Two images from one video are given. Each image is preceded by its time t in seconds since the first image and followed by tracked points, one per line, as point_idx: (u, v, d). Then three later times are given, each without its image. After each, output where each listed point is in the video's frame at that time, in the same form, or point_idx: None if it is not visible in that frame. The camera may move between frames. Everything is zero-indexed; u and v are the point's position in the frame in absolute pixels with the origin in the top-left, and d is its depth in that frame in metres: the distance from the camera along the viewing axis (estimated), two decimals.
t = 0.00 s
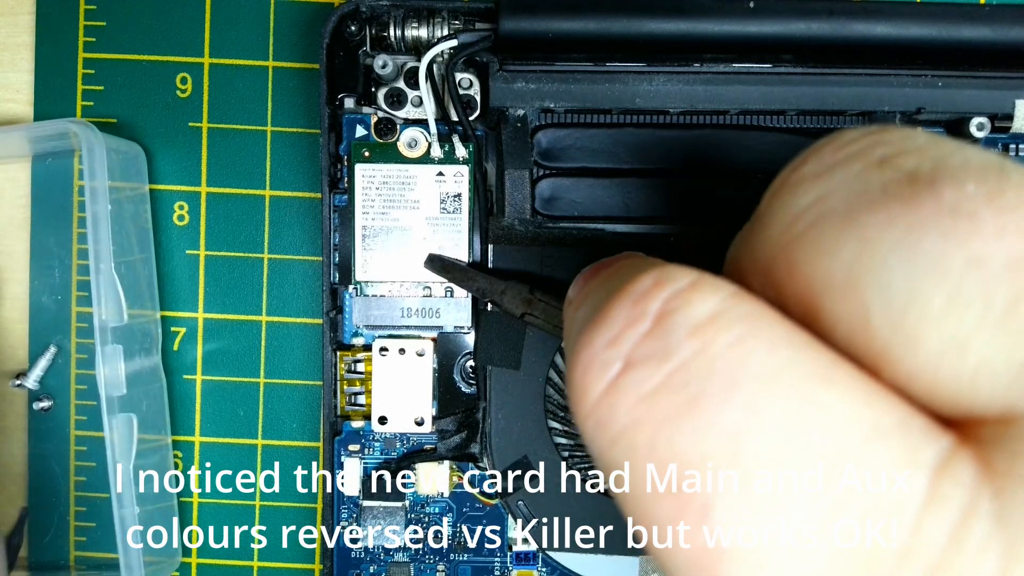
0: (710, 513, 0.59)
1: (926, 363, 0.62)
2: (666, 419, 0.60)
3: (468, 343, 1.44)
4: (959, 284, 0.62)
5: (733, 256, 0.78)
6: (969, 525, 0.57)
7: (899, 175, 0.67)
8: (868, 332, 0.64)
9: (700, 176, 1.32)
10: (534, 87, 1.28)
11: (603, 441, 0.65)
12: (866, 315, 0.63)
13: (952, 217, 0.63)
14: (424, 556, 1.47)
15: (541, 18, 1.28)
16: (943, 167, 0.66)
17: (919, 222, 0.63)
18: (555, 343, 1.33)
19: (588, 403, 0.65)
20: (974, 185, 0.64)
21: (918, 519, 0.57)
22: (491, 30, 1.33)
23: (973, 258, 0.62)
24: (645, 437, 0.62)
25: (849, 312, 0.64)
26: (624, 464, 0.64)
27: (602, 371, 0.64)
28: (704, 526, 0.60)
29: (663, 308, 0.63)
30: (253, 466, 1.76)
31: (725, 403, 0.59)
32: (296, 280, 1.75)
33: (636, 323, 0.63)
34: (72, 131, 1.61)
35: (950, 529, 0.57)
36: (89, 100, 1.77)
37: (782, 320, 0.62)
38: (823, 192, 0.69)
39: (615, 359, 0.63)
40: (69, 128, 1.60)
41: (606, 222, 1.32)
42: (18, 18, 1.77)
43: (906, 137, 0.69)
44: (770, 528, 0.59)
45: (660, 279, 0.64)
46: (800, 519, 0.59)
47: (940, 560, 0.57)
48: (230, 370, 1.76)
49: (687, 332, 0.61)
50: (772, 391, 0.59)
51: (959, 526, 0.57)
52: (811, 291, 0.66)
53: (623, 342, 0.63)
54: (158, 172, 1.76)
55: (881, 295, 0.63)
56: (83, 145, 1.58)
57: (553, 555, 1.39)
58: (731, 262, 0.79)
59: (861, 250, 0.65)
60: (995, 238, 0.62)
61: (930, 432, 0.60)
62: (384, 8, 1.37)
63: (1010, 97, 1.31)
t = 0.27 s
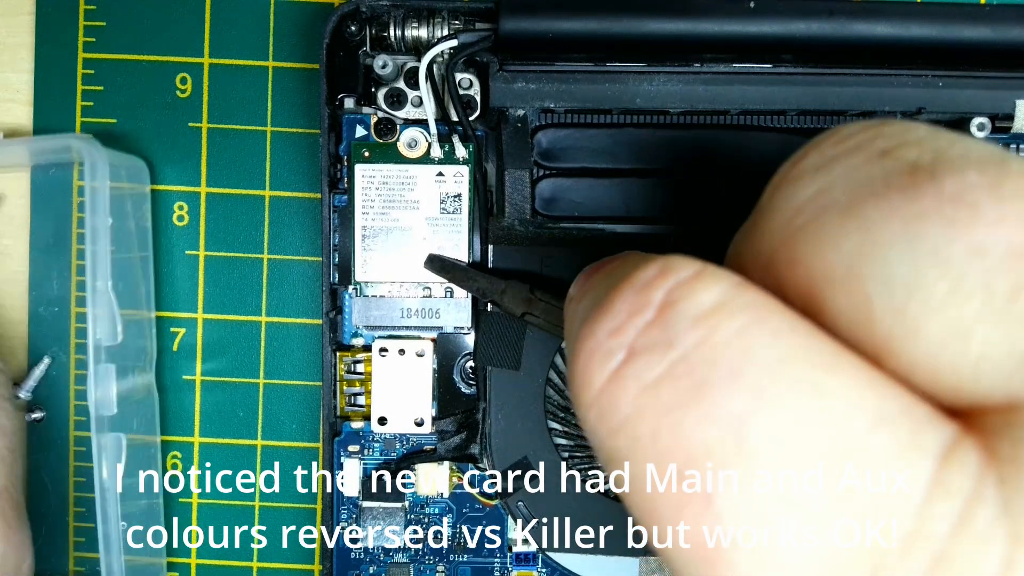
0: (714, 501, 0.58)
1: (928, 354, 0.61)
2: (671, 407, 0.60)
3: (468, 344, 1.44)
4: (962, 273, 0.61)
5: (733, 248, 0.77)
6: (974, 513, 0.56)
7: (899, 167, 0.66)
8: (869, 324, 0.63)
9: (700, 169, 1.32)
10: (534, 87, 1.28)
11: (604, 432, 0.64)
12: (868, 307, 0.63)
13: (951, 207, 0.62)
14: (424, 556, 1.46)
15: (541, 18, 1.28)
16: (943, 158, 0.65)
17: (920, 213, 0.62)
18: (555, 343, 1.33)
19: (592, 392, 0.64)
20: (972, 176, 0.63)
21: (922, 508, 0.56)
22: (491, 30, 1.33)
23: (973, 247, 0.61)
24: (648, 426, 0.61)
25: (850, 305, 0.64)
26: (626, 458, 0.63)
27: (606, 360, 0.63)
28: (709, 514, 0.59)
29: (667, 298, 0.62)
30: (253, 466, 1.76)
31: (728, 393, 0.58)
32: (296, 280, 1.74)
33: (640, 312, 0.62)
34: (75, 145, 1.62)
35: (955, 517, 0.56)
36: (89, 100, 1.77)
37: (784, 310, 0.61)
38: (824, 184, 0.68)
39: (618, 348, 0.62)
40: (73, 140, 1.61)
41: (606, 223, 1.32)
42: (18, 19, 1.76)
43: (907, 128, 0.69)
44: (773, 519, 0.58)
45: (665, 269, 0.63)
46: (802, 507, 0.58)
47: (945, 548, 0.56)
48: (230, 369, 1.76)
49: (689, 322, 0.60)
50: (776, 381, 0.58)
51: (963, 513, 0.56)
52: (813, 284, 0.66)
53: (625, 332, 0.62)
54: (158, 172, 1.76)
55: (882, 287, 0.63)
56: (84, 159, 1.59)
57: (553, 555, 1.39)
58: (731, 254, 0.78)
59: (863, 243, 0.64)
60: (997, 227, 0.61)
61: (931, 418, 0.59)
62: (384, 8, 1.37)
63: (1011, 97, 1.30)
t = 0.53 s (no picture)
0: (730, 485, 0.59)
1: (939, 344, 0.63)
2: (687, 393, 0.61)
3: (468, 344, 1.44)
4: (971, 265, 0.63)
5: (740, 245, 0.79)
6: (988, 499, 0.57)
7: (908, 164, 0.68)
8: (879, 315, 0.65)
9: (708, 163, 1.32)
10: (535, 87, 1.29)
11: (618, 418, 0.65)
12: (879, 298, 0.65)
13: (962, 199, 0.64)
14: (424, 556, 1.46)
15: (541, 18, 1.28)
16: (951, 154, 0.68)
17: (930, 207, 0.65)
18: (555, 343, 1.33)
19: (604, 381, 0.66)
20: (981, 172, 0.66)
21: (939, 495, 0.58)
22: (491, 30, 1.33)
23: (983, 239, 0.63)
24: (664, 413, 0.62)
25: (859, 297, 0.65)
26: (639, 446, 0.64)
27: (619, 350, 0.64)
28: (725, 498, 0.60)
29: (681, 288, 0.63)
30: (253, 466, 1.76)
31: (742, 380, 0.60)
32: (296, 279, 1.75)
33: (653, 304, 0.64)
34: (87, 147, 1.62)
35: (971, 503, 0.57)
36: (90, 100, 1.77)
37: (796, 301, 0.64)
38: (834, 179, 0.71)
39: (632, 339, 0.64)
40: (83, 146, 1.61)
41: (607, 222, 1.32)
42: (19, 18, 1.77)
43: (912, 126, 0.72)
44: (788, 505, 0.59)
45: (677, 261, 0.65)
46: (816, 495, 0.59)
47: (961, 531, 0.57)
48: (230, 369, 1.76)
49: (707, 311, 0.62)
50: (790, 367, 0.59)
51: (979, 497, 0.57)
52: (821, 276, 0.68)
53: (639, 322, 0.64)
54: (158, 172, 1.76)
55: (891, 278, 0.64)
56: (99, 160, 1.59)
57: (553, 555, 1.39)
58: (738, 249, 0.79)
59: (874, 235, 0.66)
60: (1005, 221, 0.64)
61: (941, 408, 0.60)
62: (384, 8, 1.37)
63: (1011, 97, 1.31)
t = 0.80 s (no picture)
0: (765, 445, 0.63)
1: (970, 302, 0.70)
2: (715, 359, 0.66)
3: (468, 344, 1.44)
4: (998, 228, 0.71)
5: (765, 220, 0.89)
6: None
7: (934, 133, 0.77)
8: (907, 281, 0.73)
9: (722, 146, 1.31)
10: (535, 87, 1.29)
11: (645, 387, 0.71)
12: (908, 263, 0.73)
13: (990, 164, 0.73)
14: (424, 556, 1.46)
15: (540, 17, 1.28)
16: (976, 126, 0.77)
17: (957, 172, 0.73)
18: (555, 342, 1.33)
19: (629, 350, 0.72)
20: (1005, 138, 0.75)
21: (977, 446, 0.60)
22: (491, 30, 1.33)
23: (1014, 202, 0.71)
24: (689, 380, 0.68)
25: (888, 262, 0.74)
26: (669, 412, 0.70)
27: (648, 318, 0.70)
28: (758, 459, 0.63)
29: (710, 257, 0.70)
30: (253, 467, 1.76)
31: (773, 342, 0.64)
32: (296, 280, 1.74)
33: (682, 272, 0.70)
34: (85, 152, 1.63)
35: (1010, 456, 0.60)
36: (89, 100, 1.77)
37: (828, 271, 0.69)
38: (858, 153, 0.81)
39: (659, 307, 0.70)
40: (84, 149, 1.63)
41: (608, 221, 1.32)
42: (18, 19, 1.76)
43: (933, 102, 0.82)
44: (827, 464, 0.61)
45: (706, 231, 0.71)
46: (858, 453, 0.61)
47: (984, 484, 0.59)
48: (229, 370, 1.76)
49: (734, 280, 0.68)
50: (824, 330, 0.64)
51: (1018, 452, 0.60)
52: (849, 246, 0.76)
53: (667, 290, 0.70)
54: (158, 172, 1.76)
55: (922, 244, 0.73)
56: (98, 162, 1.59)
57: (552, 555, 1.39)
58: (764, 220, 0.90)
59: (896, 206, 0.74)
60: None
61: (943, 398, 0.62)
62: (384, 8, 1.37)
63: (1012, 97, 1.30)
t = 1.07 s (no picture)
0: (764, 439, 0.64)
1: (968, 304, 0.70)
2: (716, 353, 0.67)
3: (468, 343, 1.44)
4: (1000, 229, 0.70)
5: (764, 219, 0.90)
6: None
7: (934, 132, 0.79)
8: (905, 280, 0.73)
9: (721, 142, 1.30)
10: (535, 87, 1.30)
11: (647, 379, 0.73)
12: (905, 263, 0.73)
13: (989, 164, 0.73)
14: (424, 556, 1.46)
15: (541, 18, 1.28)
16: (974, 125, 0.78)
17: (957, 172, 0.74)
18: (555, 343, 1.34)
19: (632, 343, 0.74)
20: (1001, 141, 0.75)
21: (976, 444, 0.60)
22: (491, 30, 1.34)
23: (1011, 202, 0.71)
24: (693, 372, 0.68)
25: (885, 260, 0.74)
26: (671, 405, 0.72)
27: (649, 313, 0.72)
28: (758, 453, 0.64)
29: (712, 253, 0.71)
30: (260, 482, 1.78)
31: (774, 337, 0.65)
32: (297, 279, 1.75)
33: (686, 267, 0.72)
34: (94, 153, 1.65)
35: (1007, 455, 0.60)
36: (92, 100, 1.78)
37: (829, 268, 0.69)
38: (856, 151, 0.82)
39: (661, 301, 0.72)
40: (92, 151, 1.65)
41: (609, 220, 1.32)
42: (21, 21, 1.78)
43: (929, 102, 0.84)
44: (827, 459, 0.61)
45: (710, 228, 0.73)
46: (858, 448, 0.61)
47: (998, 482, 0.59)
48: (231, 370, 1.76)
49: (737, 274, 0.69)
50: (821, 326, 0.64)
51: (1016, 450, 0.60)
52: (846, 245, 0.77)
53: (669, 286, 0.72)
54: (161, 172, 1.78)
55: (919, 245, 0.73)
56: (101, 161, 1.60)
57: (553, 555, 1.39)
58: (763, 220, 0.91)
59: (895, 203, 0.75)
60: None
61: (944, 395, 0.62)
62: (384, 7, 1.36)
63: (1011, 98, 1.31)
